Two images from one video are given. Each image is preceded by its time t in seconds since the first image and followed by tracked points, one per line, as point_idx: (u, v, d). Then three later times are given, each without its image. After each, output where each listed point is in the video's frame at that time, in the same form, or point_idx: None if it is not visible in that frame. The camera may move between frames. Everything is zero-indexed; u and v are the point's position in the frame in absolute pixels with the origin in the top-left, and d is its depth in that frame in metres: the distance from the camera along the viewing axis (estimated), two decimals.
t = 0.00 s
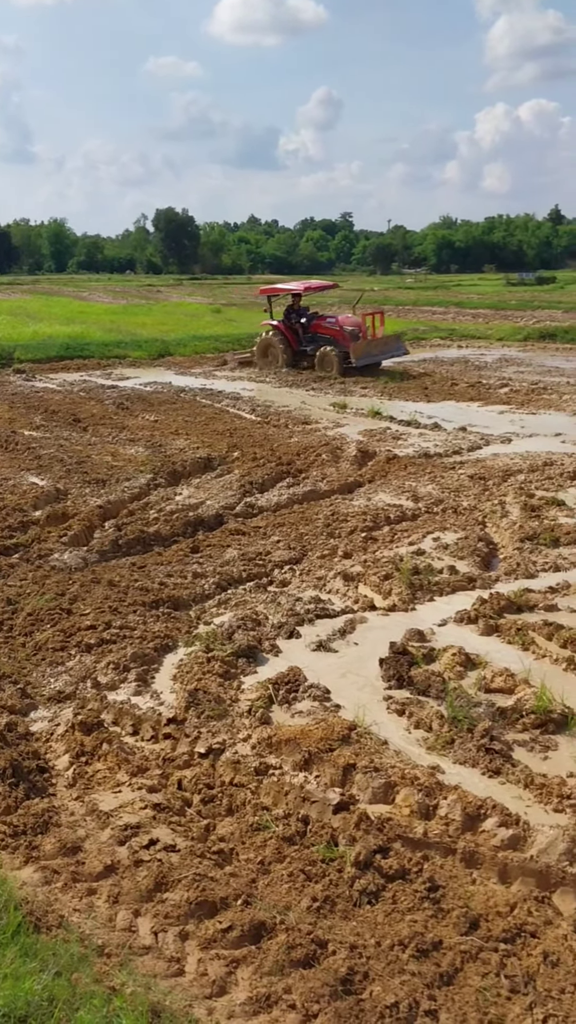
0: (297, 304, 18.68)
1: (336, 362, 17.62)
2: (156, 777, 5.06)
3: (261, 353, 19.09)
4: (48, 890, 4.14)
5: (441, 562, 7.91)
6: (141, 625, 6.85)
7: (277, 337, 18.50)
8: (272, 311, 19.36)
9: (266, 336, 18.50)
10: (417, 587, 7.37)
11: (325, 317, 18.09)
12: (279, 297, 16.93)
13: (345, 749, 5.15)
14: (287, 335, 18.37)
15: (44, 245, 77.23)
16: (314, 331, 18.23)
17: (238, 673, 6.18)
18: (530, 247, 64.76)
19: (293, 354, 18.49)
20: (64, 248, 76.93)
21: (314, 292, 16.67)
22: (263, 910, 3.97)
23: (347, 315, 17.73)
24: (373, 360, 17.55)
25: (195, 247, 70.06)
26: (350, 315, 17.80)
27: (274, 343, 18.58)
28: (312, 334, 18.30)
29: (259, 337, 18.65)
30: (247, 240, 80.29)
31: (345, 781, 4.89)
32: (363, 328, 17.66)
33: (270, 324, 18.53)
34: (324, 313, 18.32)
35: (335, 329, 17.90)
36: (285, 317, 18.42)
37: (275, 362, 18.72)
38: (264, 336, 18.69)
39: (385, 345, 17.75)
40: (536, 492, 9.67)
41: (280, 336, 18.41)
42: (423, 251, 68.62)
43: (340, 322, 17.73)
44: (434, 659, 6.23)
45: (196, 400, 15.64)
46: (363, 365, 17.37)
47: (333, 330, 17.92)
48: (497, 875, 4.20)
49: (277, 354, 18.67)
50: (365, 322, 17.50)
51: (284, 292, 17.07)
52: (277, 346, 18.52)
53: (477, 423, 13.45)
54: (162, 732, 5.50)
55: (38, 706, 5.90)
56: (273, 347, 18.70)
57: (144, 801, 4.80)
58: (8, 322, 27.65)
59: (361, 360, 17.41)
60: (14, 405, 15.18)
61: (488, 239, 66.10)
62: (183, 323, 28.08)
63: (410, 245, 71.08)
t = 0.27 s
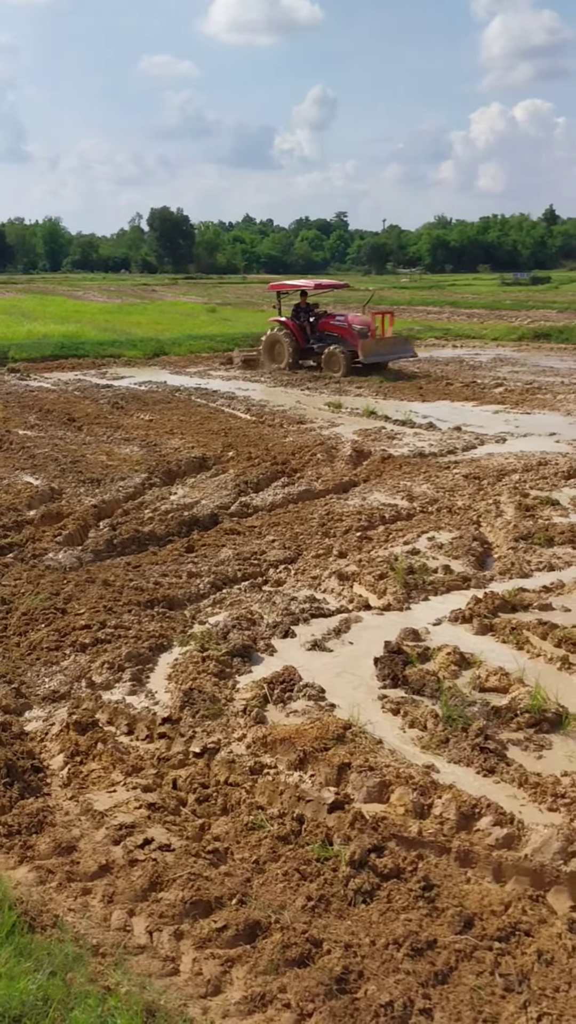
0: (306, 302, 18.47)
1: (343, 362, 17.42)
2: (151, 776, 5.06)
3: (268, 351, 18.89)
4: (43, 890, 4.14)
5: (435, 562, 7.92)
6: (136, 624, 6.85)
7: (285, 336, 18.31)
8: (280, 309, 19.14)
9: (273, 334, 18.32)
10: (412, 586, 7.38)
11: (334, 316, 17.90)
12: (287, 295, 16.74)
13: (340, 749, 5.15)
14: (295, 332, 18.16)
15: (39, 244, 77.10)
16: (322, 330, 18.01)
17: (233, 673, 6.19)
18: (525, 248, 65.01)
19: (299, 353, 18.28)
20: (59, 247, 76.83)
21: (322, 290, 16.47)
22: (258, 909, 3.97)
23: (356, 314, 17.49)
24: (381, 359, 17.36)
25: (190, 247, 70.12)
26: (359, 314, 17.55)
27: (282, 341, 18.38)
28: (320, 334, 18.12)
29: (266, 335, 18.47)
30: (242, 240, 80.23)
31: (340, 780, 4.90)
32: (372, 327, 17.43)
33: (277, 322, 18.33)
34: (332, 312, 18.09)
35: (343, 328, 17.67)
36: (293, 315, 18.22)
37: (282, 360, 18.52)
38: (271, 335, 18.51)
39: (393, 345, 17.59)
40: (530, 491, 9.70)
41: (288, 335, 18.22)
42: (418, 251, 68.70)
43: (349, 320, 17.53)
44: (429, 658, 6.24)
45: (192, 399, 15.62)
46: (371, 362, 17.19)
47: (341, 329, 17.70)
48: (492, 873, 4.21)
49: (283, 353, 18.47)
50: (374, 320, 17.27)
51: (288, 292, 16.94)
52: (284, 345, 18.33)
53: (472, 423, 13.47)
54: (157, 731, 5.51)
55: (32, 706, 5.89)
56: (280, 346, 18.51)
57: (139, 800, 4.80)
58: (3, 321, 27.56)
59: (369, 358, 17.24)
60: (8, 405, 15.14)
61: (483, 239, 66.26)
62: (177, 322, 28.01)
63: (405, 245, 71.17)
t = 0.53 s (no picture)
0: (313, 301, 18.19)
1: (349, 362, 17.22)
2: (144, 776, 5.06)
3: (273, 349, 18.68)
4: (36, 890, 4.14)
5: (428, 562, 7.93)
6: (129, 624, 6.84)
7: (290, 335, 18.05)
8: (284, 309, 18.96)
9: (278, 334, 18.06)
10: (405, 586, 7.39)
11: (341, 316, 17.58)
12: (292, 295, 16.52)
13: (333, 748, 5.16)
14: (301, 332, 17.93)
15: (32, 243, 76.91)
16: (328, 329, 17.75)
17: (226, 673, 6.19)
18: (517, 247, 65.18)
19: (305, 353, 18.05)
20: (51, 246, 76.66)
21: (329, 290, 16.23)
22: (251, 909, 3.97)
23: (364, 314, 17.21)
24: (390, 361, 17.12)
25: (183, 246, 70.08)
26: (367, 314, 17.26)
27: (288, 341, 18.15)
28: (326, 333, 17.82)
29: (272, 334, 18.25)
30: (235, 240, 80.18)
31: (333, 780, 4.91)
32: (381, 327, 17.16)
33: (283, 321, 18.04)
34: (340, 312, 17.77)
35: (351, 328, 17.41)
36: (299, 314, 17.96)
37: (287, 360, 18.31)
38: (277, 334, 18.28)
39: (402, 346, 17.36)
40: (523, 491, 9.71)
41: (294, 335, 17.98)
42: (410, 250, 68.74)
43: (357, 320, 17.22)
44: (422, 658, 6.25)
45: (185, 399, 15.60)
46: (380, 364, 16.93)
47: (349, 329, 17.44)
48: (485, 872, 4.21)
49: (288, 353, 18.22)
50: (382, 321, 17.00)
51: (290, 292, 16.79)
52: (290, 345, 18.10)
53: (465, 423, 13.48)
54: (150, 731, 5.50)
55: (25, 706, 5.88)
56: (285, 345, 18.29)
57: (132, 800, 4.80)
58: None
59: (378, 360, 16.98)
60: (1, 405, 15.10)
61: (476, 239, 66.38)
62: (170, 322, 27.95)
63: (398, 245, 71.23)
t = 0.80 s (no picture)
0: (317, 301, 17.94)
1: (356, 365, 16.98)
2: (135, 777, 5.05)
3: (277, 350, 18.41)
4: (27, 892, 4.13)
5: (420, 562, 7.93)
6: (120, 625, 6.84)
7: (294, 335, 17.81)
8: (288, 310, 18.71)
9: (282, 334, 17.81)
10: (397, 586, 7.39)
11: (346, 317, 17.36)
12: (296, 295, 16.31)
13: (325, 749, 5.16)
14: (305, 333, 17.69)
15: (23, 244, 76.72)
16: (334, 330, 17.49)
17: (218, 673, 6.18)
18: (509, 248, 65.34)
19: (310, 354, 17.79)
20: (43, 247, 76.52)
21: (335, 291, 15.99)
22: (243, 910, 3.97)
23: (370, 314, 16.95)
24: (397, 362, 16.97)
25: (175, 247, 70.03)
26: (373, 314, 17.01)
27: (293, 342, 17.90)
28: (331, 334, 17.59)
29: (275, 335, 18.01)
30: (227, 240, 80.20)
31: (325, 781, 4.91)
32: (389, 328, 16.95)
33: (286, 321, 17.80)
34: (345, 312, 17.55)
35: (357, 328, 17.14)
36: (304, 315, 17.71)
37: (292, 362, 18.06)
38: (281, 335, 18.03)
39: (410, 347, 17.18)
40: (514, 492, 9.73)
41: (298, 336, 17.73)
42: (402, 251, 68.80)
43: (363, 321, 17.00)
44: (413, 658, 6.26)
45: (177, 400, 15.59)
46: (388, 366, 16.77)
47: (355, 330, 17.17)
48: (476, 872, 4.22)
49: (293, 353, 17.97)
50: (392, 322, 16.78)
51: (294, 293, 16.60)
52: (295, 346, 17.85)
53: (457, 424, 13.50)
54: (142, 732, 5.50)
55: (17, 707, 5.87)
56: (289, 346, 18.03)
57: (123, 801, 4.79)
58: None
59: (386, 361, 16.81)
60: None
61: (467, 240, 66.53)
62: (162, 323, 27.93)
63: (390, 245, 71.32)
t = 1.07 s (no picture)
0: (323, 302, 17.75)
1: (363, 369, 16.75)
2: (128, 778, 5.04)
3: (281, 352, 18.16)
4: (19, 894, 4.12)
5: (412, 562, 7.94)
6: (113, 626, 6.83)
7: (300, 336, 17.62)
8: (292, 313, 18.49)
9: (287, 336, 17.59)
10: (389, 587, 7.40)
11: (353, 319, 17.20)
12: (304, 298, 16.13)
13: (317, 750, 5.16)
14: (311, 335, 17.47)
15: (15, 245, 76.61)
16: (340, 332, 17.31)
17: (210, 674, 6.18)
18: (500, 248, 65.51)
19: (316, 356, 17.58)
20: (35, 247, 76.42)
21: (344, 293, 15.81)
22: (235, 911, 3.96)
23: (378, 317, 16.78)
24: (406, 366, 16.73)
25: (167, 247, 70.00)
26: (381, 318, 16.84)
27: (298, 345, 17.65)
28: (338, 336, 17.42)
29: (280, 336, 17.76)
30: (219, 241, 80.24)
31: (317, 781, 4.91)
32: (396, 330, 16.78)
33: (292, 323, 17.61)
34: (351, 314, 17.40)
35: (365, 331, 16.96)
36: (309, 317, 17.49)
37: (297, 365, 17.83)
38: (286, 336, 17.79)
39: (418, 349, 16.94)
40: (506, 493, 9.75)
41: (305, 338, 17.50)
42: (394, 251, 68.92)
43: (371, 324, 16.86)
44: (406, 659, 6.26)
45: (170, 400, 15.58)
46: (397, 370, 16.53)
47: (362, 333, 17.01)
48: (468, 872, 4.23)
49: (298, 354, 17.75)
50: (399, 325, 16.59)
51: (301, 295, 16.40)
52: (301, 349, 17.62)
53: (448, 424, 13.53)
54: (134, 733, 5.49)
55: (9, 708, 5.86)
56: (294, 347, 17.78)
57: (116, 803, 4.78)
58: None
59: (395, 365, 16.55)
60: None
61: (459, 241, 66.72)
62: (154, 323, 27.98)
63: (382, 246, 71.46)
